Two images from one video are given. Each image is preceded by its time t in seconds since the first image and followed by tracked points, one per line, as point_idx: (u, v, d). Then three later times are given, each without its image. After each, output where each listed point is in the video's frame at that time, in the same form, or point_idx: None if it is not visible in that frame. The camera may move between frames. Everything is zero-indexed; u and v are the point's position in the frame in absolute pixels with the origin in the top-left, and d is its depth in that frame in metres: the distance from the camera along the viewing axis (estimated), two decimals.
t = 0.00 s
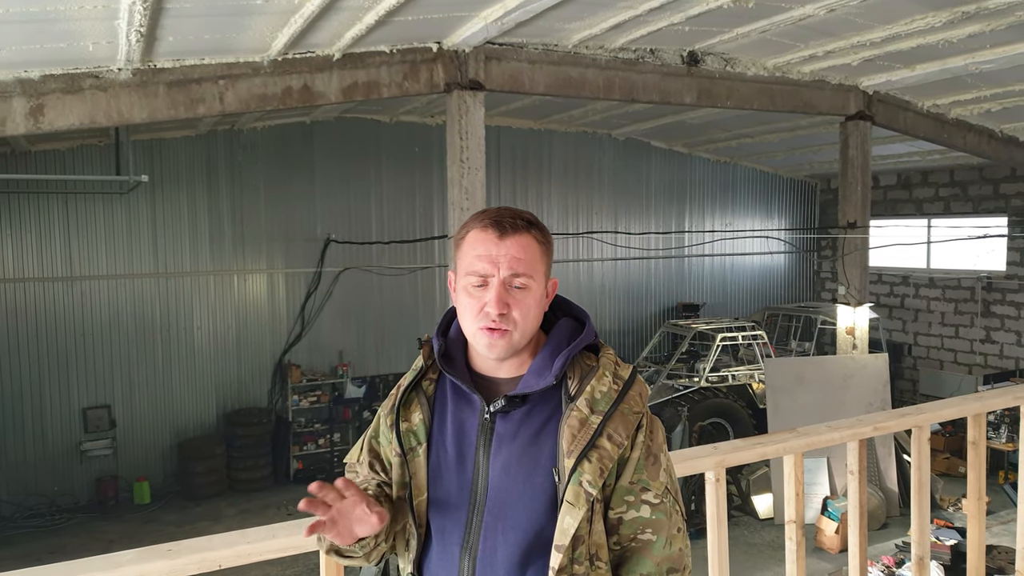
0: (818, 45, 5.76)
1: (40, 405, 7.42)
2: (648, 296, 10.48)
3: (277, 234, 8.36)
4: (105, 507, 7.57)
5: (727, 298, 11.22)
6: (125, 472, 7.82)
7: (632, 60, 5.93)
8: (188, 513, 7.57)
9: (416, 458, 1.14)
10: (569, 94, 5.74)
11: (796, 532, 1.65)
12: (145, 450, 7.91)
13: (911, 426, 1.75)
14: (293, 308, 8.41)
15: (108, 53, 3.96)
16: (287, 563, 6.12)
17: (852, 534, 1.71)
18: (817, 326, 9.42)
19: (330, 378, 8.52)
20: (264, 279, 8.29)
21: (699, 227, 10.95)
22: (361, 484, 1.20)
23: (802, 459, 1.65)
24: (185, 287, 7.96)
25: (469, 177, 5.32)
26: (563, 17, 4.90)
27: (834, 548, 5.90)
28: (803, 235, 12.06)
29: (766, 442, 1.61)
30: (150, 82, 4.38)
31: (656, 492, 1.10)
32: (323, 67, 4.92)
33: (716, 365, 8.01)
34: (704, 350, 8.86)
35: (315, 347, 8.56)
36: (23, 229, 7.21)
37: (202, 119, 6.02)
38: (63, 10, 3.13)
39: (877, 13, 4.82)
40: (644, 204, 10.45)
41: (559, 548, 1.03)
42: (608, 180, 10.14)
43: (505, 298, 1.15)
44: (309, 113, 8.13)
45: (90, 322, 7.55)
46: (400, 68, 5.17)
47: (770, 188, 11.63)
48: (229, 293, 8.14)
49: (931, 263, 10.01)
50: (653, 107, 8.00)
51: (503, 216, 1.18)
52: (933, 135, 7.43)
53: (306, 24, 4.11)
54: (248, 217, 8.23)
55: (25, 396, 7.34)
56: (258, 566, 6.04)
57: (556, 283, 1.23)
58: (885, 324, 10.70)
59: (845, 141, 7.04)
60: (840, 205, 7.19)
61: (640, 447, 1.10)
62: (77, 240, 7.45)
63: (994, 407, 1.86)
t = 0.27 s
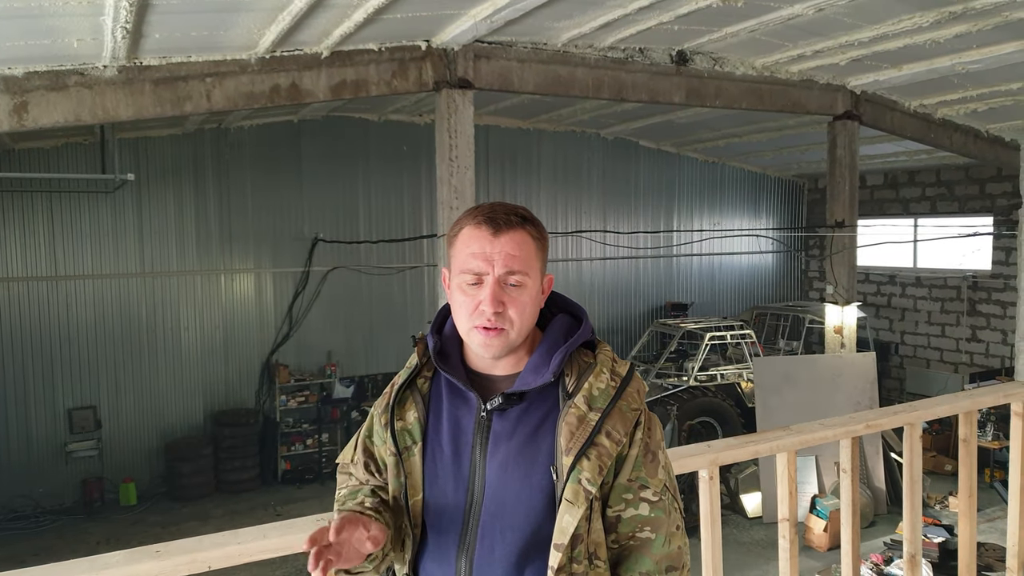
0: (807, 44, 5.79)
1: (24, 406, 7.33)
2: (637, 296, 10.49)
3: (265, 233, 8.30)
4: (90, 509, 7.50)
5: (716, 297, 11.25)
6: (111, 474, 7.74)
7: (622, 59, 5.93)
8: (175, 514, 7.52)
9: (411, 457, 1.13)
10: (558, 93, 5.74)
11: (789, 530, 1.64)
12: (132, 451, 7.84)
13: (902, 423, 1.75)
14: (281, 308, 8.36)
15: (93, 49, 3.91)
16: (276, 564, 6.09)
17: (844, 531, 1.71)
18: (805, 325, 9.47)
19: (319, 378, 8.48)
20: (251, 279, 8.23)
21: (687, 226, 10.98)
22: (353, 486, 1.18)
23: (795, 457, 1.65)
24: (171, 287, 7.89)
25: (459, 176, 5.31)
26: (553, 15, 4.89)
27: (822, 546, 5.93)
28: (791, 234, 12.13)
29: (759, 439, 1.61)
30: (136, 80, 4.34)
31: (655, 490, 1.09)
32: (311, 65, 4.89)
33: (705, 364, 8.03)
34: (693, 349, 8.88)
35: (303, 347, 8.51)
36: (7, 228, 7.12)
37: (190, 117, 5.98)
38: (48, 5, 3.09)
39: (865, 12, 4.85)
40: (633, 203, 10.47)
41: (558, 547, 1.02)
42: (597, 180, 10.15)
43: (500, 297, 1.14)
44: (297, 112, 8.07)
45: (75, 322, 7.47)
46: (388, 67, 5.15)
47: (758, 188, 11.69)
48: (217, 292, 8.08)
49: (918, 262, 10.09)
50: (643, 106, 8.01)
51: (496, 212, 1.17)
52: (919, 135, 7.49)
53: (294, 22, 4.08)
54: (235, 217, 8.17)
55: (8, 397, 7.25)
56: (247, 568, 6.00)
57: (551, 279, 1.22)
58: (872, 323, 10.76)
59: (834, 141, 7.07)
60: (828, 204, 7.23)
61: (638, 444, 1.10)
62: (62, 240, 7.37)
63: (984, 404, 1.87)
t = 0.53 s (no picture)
0: (795, 45, 5.81)
1: (8, 407, 7.25)
2: (626, 295, 10.50)
3: (252, 232, 8.25)
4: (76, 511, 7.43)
5: (704, 297, 11.29)
6: (97, 475, 7.67)
7: (611, 59, 5.92)
8: (162, 516, 7.46)
9: (407, 460, 1.13)
10: (547, 93, 5.73)
11: (781, 530, 1.64)
12: (118, 452, 7.77)
13: (894, 422, 1.75)
14: (269, 308, 8.31)
15: (79, 47, 3.87)
16: (265, 566, 6.05)
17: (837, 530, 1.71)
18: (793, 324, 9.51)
19: (307, 378, 8.43)
20: (239, 278, 8.17)
21: (676, 226, 11.01)
22: (353, 493, 1.18)
23: (788, 456, 1.64)
24: (158, 287, 7.83)
25: (448, 175, 5.29)
26: (543, 15, 4.88)
27: (810, 544, 5.95)
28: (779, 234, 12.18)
29: (752, 439, 1.60)
30: (122, 78, 4.30)
31: (652, 491, 1.09)
32: (300, 63, 4.86)
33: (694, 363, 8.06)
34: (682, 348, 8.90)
35: (290, 348, 8.46)
36: None
37: (176, 116, 5.93)
38: (32, 2, 3.05)
39: (854, 13, 4.87)
40: (622, 203, 10.48)
41: (556, 550, 1.01)
42: (586, 179, 10.16)
43: (493, 297, 1.13)
44: (285, 111, 8.02)
45: (61, 322, 7.40)
46: (377, 65, 5.12)
47: (746, 188, 11.73)
48: (204, 292, 8.02)
49: (905, 261, 10.16)
50: (632, 106, 8.02)
51: (489, 211, 1.15)
52: (906, 135, 7.54)
53: (283, 20, 4.05)
54: (222, 216, 8.12)
55: None
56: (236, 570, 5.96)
57: (546, 279, 1.21)
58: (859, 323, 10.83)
59: (822, 140, 7.11)
60: (817, 204, 7.26)
61: (635, 445, 1.09)
62: (46, 240, 7.30)
63: (975, 404, 1.87)
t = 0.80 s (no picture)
0: (784, 44, 5.83)
1: None
2: (614, 294, 10.51)
3: (239, 231, 8.19)
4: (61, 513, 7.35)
5: (692, 295, 11.32)
6: (82, 477, 7.60)
7: (601, 57, 5.92)
8: (149, 517, 7.40)
9: (405, 460, 1.11)
10: (537, 91, 5.72)
11: (776, 529, 1.64)
12: (103, 453, 7.70)
13: (888, 421, 1.76)
14: (256, 306, 8.25)
15: (64, 43, 3.82)
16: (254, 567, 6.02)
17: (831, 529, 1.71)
18: (781, 323, 9.56)
19: (295, 378, 8.37)
20: (226, 278, 8.11)
21: (664, 225, 11.04)
22: (350, 494, 1.17)
23: (783, 455, 1.64)
24: (144, 285, 7.75)
25: (438, 173, 5.27)
26: (532, 12, 4.87)
27: (799, 542, 5.97)
28: (766, 232, 12.24)
29: (747, 438, 1.60)
30: (108, 74, 4.25)
31: (654, 492, 1.08)
32: (288, 61, 4.83)
33: (682, 361, 8.09)
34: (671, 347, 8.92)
35: (278, 347, 8.40)
36: None
37: (164, 113, 5.87)
38: None
39: (842, 12, 4.89)
40: (611, 201, 10.49)
41: (557, 551, 1.00)
42: (574, 178, 10.16)
43: (489, 295, 1.12)
44: (272, 109, 7.96)
45: (44, 321, 7.32)
46: (366, 63, 5.09)
47: (734, 186, 11.78)
48: (191, 291, 7.96)
49: (891, 260, 10.24)
50: (621, 105, 8.02)
51: (486, 208, 1.14)
52: (893, 134, 7.59)
53: (271, 17, 4.01)
54: (210, 214, 8.05)
55: None
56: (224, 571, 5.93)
57: (545, 277, 1.20)
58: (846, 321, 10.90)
59: (810, 139, 7.14)
60: (805, 203, 7.30)
61: (637, 444, 1.08)
62: (30, 239, 7.21)
63: (967, 401, 1.88)
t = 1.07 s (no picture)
0: (771, 42, 5.86)
1: None
2: (603, 292, 10.52)
3: (225, 229, 8.12)
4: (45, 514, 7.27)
5: (680, 293, 11.36)
6: (66, 477, 7.52)
7: (589, 55, 5.92)
8: (135, 518, 7.33)
9: (403, 460, 1.10)
10: (525, 88, 5.71)
11: (770, 526, 1.63)
12: (88, 453, 7.62)
13: (880, 417, 1.76)
14: (243, 305, 8.19)
15: (47, 39, 3.77)
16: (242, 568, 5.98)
17: (824, 526, 1.71)
18: (768, 320, 9.61)
19: (282, 377, 8.31)
20: (213, 276, 8.05)
21: (652, 223, 11.06)
22: (346, 494, 1.16)
23: (776, 452, 1.64)
24: (129, 284, 7.68)
25: (426, 171, 5.24)
26: (521, 10, 4.86)
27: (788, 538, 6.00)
28: (753, 231, 12.29)
29: (741, 435, 1.60)
30: (92, 70, 4.20)
31: (654, 490, 1.08)
32: (275, 57, 4.79)
33: (671, 359, 8.11)
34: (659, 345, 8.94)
35: (265, 346, 8.34)
36: None
37: (150, 110, 5.82)
38: None
39: (830, 10, 4.92)
40: (599, 199, 10.50)
41: (558, 550, 1.00)
42: (562, 176, 10.16)
43: (487, 290, 1.11)
44: (259, 107, 7.90)
45: (28, 321, 7.23)
46: (354, 59, 5.06)
47: (721, 184, 11.83)
48: (176, 290, 7.89)
49: (877, 257, 10.32)
50: (609, 103, 8.03)
51: (483, 202, 1.13)
52: (879, 132, 7.64)
53: (258, 13, 3.98)
54: (196, 212, 7.99)
55: None
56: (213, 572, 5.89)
57: (543, 272, 1.19)
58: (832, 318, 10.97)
59: (797, 137, 7.17)
60: (792, 201, 7.33)
61: (637, 443, 1.08)
62: (12, 237, 7.12)
63: (958, 398, 1.89)
